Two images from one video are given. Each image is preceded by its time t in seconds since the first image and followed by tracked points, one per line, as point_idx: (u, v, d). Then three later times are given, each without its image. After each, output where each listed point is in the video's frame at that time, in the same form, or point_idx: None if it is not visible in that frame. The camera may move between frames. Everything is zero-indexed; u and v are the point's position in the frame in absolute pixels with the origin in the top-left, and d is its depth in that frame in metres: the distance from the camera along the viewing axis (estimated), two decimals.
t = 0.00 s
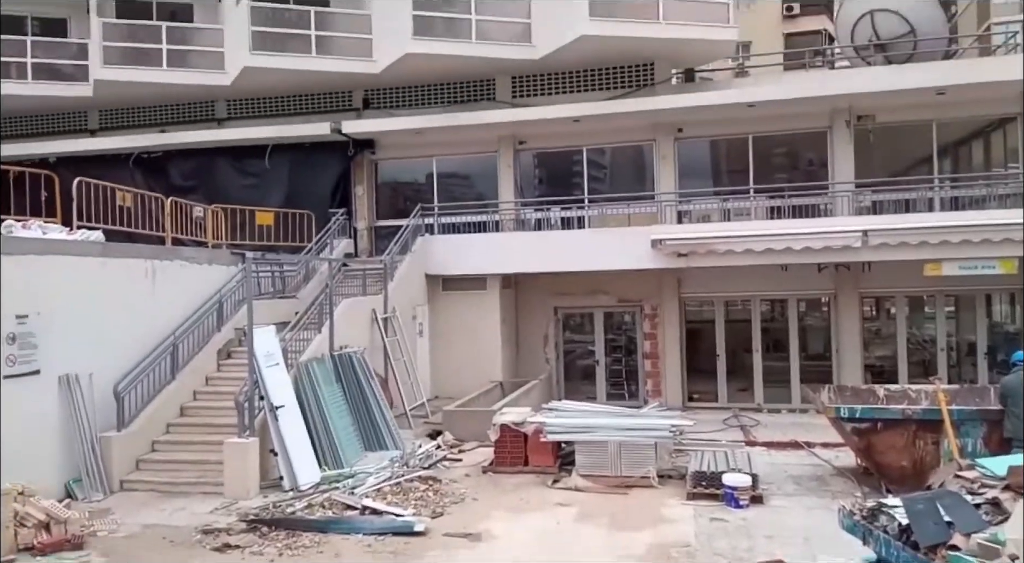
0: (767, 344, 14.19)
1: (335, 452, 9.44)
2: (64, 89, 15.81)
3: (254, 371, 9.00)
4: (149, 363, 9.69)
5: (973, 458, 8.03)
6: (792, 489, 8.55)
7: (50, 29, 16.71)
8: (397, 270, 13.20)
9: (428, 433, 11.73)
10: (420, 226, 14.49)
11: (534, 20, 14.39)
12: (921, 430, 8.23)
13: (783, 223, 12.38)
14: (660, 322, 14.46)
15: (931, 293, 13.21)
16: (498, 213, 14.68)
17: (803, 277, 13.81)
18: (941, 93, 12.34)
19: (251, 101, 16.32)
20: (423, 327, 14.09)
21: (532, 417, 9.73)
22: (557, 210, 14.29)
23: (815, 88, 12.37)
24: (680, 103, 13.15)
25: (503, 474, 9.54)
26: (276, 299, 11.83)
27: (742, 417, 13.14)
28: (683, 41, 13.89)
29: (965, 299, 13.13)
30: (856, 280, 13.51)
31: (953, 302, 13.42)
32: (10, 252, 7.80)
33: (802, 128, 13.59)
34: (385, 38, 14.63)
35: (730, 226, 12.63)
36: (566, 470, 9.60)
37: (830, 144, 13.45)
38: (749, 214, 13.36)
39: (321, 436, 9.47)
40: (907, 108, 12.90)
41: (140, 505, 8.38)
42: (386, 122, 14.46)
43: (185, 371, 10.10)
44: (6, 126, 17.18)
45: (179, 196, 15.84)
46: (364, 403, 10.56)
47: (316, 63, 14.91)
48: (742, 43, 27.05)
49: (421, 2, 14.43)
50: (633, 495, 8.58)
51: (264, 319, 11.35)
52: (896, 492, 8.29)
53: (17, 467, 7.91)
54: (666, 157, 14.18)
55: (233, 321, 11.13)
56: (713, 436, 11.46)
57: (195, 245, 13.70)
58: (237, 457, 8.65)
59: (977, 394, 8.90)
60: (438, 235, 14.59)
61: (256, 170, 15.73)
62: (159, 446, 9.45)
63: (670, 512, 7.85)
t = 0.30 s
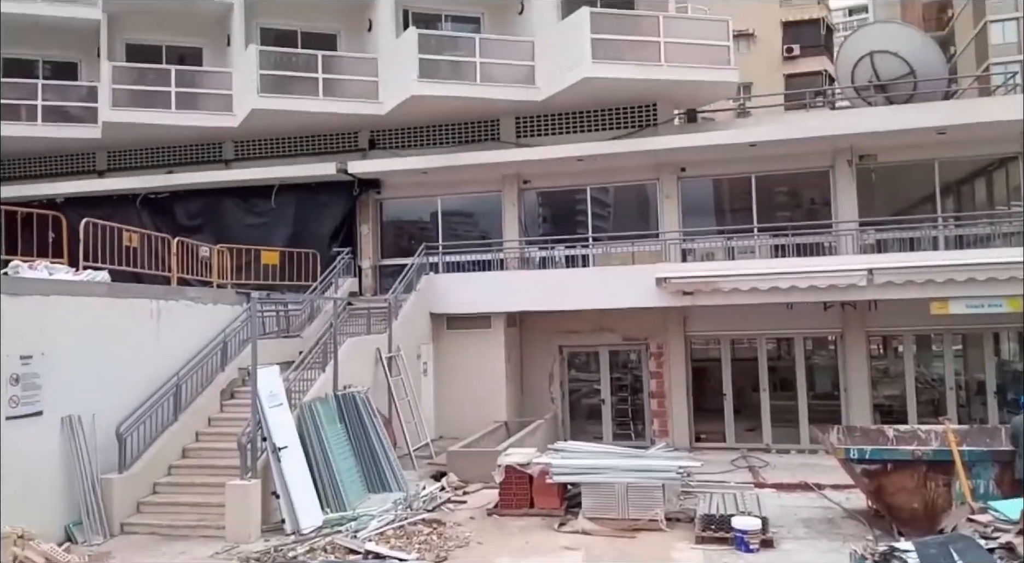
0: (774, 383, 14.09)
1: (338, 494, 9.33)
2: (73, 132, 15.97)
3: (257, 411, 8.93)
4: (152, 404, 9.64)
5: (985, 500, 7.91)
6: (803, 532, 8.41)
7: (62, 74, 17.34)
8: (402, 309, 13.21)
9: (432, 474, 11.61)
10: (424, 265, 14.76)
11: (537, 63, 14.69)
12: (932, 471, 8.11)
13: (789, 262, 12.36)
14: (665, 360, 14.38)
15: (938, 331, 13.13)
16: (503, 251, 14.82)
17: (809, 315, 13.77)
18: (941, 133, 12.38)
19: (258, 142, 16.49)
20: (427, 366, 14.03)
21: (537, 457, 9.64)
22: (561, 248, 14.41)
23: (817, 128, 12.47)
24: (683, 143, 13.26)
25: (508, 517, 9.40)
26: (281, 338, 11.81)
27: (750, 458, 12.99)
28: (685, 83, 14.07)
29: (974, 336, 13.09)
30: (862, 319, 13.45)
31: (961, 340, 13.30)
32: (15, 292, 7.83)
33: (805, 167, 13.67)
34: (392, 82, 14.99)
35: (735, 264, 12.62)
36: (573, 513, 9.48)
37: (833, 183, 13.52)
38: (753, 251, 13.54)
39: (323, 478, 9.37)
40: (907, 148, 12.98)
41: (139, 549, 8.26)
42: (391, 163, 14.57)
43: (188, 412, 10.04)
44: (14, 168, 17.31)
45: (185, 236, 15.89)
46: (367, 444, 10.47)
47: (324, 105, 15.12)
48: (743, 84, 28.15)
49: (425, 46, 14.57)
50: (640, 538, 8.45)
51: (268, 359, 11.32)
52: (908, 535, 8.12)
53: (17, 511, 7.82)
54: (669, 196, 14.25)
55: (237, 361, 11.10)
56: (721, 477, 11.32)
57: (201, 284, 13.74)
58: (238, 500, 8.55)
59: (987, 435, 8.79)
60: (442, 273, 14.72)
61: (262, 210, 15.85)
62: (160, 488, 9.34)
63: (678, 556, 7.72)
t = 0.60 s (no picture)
0: (779, 408, 14.07)
1: (342, 522, 9.31)
2: (82, 160, 16.18)
3: (261, 437, 8.92)
4: (157, 430, 9.66)
5: (994, 527, 7.84)
6: (810, 559, 8.36)
7: (70, 100, 17.47)
8: (406, 334, 13.25)
9: (436, 500, 11.58)
10: (428, 291, 14.69)
11: (541, 91, 14.88)
12: (938, 497, 8.06)
13: (792, 287, 12.39)
14: (669, 386, 14.35)
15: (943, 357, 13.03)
16: (507, 277, 14.83)
17: (813, 341, 13.77)
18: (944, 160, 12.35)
19: (264, 170, 16.66)
20: (432, 392, 14.01)
21: (541, 484, 9.56)
22: (565, 273, 14.45)
23: (818, 156, 12.58)
24: (686, 170, 13.37)
25: (512, 544, 9.38)
26: (285, 364, 11.85)
27: (756, 484, 12.94)
28: (687, 110, 14.22)
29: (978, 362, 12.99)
30: (866, 345, 13.45)
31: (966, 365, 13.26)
32: (21, 318, 7.89)
33: (807, 194, 13.76)
34: (397, 111, 15.20)
35: (739, 289, 12.65)
36: (578, 540, 9.42)
37: (835, 210, 13.60)
38: (757, 277, 13.55)
39: (327, 505, 9.35)
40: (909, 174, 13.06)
41: None
42: (397, 190, 14.71)
43: (193, 438, 10.06)
44: (23, 195, 17.50)
45: (191, 263, 16.01)
46: (371, 470, 10.45)
47: (329, 133, 15.30)
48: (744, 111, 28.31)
49: (430, 75, 14.75)
50: None
51: (273, 385, 11.35)
52: None
53: (22, 537, 7.81)
54: (673, 223, 14.34)
55: (242, 387, 11.14)
56: (727, 504, 11.28)
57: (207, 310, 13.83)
58: (242, 527, 8.54)
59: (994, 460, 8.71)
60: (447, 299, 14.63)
61: (268, 237, 15.97)
62: (164, 515, 9.32)
63: None
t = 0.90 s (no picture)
0: (784, 429, 14.02)
1: (345, 544, 9.29)
2: (90, 181, 16.33)
3: (265, 458, 8.93)
4: (162, 449, 9.68)
5: (999, 549, 7.85)
6: None
7: (79, 123, 17.66)
8: (411, 354, 13.30)
9: (440, 521, 11.55)
10: (433, 311, 14.78)
11: (545, 113, 15.01)
12: (944, 519, 8.05)
13: (796, 308, 12.41)
14: (673, 407, 14.32)
15: (947, 378, 13.06)
16: (511, 297, 14.87)
17: (817, 362, 13.75)
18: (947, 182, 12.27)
19: (271, 191, 16.78)
20: (436, 412, 14.04)
21: (545, 504, 9.40)
22: (569, 293, 14.59)
23: (820, 177, 12.65)
24: (689, 190, 13.44)
25: None
26: (290, 385, 11.87)
27: (761, 506, 12.88)
28: (689, 131, 14.33)
29: (983, 383, 12.94)
30: (870, 365, 13.41)
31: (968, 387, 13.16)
32: (29, 338, 7.96)
33: (811, 215, 13.83)
34: (403, 132, 15.32)
35: (743, 310, 12.66)
36: (581, 561, 9.32)
37: (838, 231, 13.63)
38: (760, 298, 13.52)
39: (331, 526, 9.33)
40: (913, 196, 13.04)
41: None
42: (402, 210, 14.79)
43: (197, 458, 10.08)
44: (31, 217, 17.64)
45: (197, 283, 16.09)
46: (375, 491, 10.41)
47: (335, 155, 15.43)
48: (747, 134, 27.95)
49: (436, 97, 14.87)
50: None
51: (278, 405, 11.38)
52: None
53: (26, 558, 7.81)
54: (676, 243, 14.40)
55: (246, 407, 11.17)
56: (732, 526, 11.21)
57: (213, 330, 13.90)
58: (246, 547, 8.56)
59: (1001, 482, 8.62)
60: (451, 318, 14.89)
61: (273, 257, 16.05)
62: (168, 535, 9.30)
63: None
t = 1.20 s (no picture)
0: (791, 451, 14.00)
1: None
2: (99, 203, 16.49)
3: (270, 480, 8.95)
4: (168, 472, 9.68)
5: None
6: None
7: (89, 145, 17.92)
8: (417, 375, 13.26)
9: (444, 544, 11.47)
10: (438, 332, 14.79)
11: (550, 135, 15.12)
12: (954, 543, 8.03)
13: (802, 329, 12.38)
14: (680, 429, 14.26)
15: (954, 400, 12.47)
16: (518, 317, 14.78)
17: (824, 384, 13.71)
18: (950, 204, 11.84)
19: (278, 213, 16.92)
20: (441, 433, 13.99)
21: (552, 528, 9.42)
22: (575, 314, 14.54)
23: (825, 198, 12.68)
24: (695, 212, 13.49)
25: None
26: (295, 406, 11.85)
27: (769, 529, 12.78)
28: (694, 153, 14.41)
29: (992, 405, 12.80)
30: (878, 388, 13.30)
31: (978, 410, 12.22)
32: (38, 360, 7.91)
33: (816, 237, 13.91)
34: (409, 154, 15.44)
35: (750, 331, 12.64)
36: None
37: (844, 252, 13.63)
38: (767, 319, 13.24)
39: (335, 548, 9.26)
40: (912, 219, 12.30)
41: None
42: (408, 232, 14.86)
43: (202, 480, 10.08)
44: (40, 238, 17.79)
45: (205, 304, 16.18)
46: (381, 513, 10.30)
47: (342, 177, 15.55)
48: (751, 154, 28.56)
49: (442, 119, 14.99)
50: None
51: (284, 427, 11.38)
52: None
53: None
54: (681, 264, 14.42)
55: (252, 429, 11.17)
56: (740, 549, 11.13)
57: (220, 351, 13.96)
58: None
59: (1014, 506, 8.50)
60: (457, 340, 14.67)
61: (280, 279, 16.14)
62: (173, 558, 9.28)
63: None
